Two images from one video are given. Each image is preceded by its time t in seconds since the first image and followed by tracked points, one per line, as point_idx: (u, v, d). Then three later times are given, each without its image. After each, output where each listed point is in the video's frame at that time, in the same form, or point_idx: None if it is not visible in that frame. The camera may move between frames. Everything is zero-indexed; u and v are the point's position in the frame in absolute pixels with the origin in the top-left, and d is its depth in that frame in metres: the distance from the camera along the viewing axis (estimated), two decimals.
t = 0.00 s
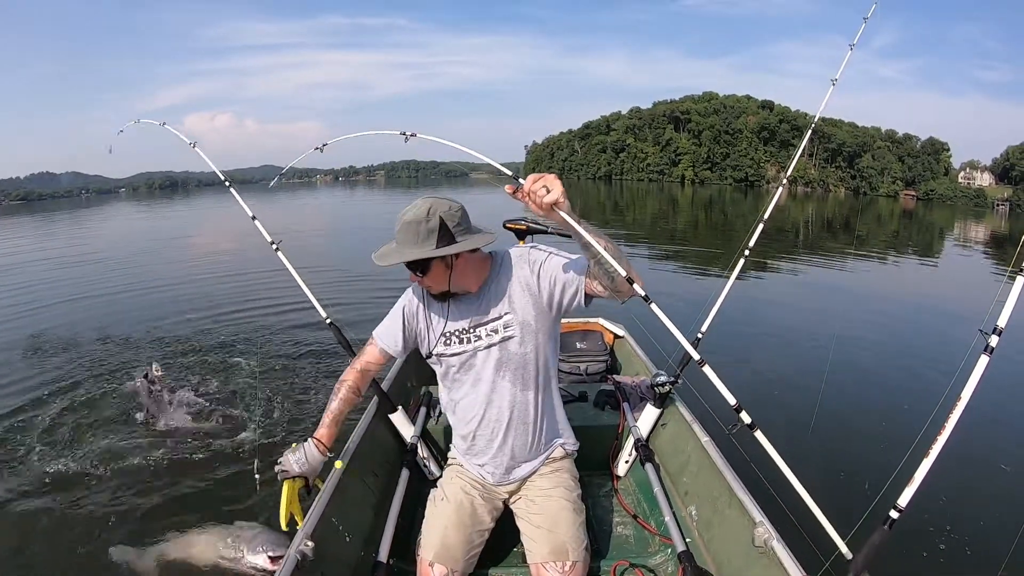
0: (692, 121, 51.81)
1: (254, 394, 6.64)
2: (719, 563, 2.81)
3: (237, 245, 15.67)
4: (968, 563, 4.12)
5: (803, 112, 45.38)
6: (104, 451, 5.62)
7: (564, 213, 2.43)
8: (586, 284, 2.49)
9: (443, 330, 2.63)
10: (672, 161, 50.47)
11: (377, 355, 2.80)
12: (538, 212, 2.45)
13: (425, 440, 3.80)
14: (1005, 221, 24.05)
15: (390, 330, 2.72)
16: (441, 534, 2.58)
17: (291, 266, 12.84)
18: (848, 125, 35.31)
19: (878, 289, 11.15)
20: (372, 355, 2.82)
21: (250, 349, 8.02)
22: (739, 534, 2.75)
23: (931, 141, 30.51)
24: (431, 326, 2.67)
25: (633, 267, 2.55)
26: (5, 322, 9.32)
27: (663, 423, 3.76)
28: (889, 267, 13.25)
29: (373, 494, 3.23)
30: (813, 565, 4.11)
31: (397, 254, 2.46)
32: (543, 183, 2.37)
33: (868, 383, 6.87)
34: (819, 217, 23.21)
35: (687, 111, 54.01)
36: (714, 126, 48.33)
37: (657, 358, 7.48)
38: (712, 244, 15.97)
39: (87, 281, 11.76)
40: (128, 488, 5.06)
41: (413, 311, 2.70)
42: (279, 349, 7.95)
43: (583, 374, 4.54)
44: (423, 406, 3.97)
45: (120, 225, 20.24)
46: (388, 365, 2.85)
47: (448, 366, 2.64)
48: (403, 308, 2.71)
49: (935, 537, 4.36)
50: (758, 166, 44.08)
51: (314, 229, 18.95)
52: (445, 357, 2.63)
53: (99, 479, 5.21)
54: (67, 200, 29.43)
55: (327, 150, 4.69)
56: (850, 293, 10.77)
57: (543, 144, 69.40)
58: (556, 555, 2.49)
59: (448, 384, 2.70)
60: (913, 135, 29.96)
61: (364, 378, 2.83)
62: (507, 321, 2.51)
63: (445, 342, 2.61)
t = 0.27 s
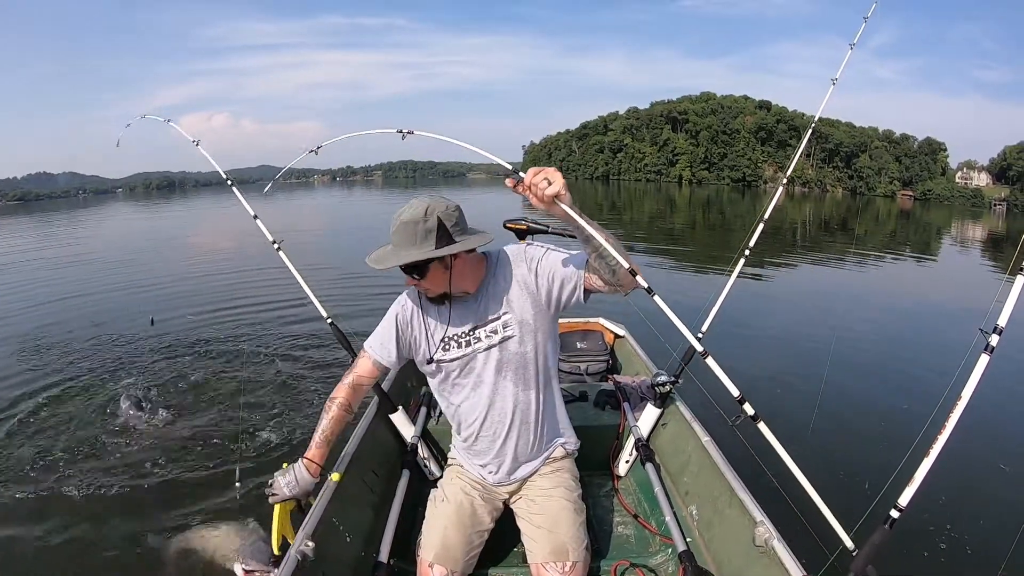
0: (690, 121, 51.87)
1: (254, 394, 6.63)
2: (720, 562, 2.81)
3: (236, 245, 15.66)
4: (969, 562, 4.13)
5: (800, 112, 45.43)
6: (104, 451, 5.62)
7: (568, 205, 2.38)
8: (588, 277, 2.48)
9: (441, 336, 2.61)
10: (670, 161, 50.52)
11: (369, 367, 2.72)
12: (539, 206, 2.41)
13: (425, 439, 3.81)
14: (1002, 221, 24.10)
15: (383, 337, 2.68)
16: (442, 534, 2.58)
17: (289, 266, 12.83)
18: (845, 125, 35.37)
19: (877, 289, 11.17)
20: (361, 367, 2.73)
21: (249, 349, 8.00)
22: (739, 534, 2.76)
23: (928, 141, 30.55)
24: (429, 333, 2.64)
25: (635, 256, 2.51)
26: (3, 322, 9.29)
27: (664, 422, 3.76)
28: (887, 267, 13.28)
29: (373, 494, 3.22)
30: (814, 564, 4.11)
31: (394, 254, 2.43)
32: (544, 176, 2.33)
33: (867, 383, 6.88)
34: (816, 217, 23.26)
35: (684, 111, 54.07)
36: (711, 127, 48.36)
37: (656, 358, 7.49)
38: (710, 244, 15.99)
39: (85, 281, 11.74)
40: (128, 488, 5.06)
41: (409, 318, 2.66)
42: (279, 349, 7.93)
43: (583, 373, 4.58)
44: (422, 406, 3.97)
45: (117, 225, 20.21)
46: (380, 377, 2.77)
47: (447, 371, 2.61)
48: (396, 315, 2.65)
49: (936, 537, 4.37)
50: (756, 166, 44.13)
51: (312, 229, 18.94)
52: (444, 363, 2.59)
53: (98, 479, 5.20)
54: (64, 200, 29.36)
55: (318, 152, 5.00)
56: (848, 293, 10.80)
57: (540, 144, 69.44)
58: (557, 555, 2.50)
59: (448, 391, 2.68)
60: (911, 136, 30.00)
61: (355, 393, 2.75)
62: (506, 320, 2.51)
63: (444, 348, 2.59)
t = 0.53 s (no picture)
0: (687, 122, 51.99)
1: (254, 394, 6.63)
2: (722, 561, 2.82)
3: (235, 245, 15.68)
4: (969, 562, 4.15)
5: (797, 114, 45.54)
6: (104, 451, 5.61)
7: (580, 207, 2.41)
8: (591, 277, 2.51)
9: (441, 343, 2.55)
10: (667, 161, 50.65)
11: (357, 370, 2.65)
12: (554, 203, 2.45)
13: (427, 439, 3.81)
14: (999, 223, 24.16)
15: (372, 341, 2.60)
16: (446, 534, 2.58)
17: (288, 266, 12.84)
18: (843, 126, 35.42)
19: (875, 290, 11.21)
20: (349, 372, 2.66)
21: (248, 348, 8.00)
22: (742, 534, 2.76)
23: (925, 143, 30.61)
24: (428, 340, 2.58)
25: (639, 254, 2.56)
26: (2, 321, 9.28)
27: (666, 421, 3.76)
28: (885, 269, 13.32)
29: (375, 494, 3.23)
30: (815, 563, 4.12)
31: (408, 279, 2.34)
32: (559, 172, 2.38)
33: (866, 383, 6.90)
34: (814, 218, 23.32)
35: (682, 112, 54.16)
36: (709, 128, 48.44)
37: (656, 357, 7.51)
38: (708, 245, 16.05)
39: (83, 280, 11.73)
40: (129, 488, 5.05)
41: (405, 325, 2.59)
42: (278, 348, 7.93)
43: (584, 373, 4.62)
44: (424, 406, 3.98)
45: (115, 224, 20.21)
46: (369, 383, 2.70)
47: (449, 377, 2.57)
48: (392, 320, 2.58)
49: (936, 537, 4.38)
50: (753, 167, 44.21)
51: (311, 228, 18.97)
52: (446, 369, 2.54)
53: (100, 478, 5.20)
54: (62, 200, 29.36)
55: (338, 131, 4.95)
56: (846, 294, 10.83)
57: (537, 145, 69.82)
58: (560, 556, 2.51)
59: (449, 396, 2.64)
60: (908, 137, 30.11)
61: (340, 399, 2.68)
62: (507, 324, 2.49)
63: (445, 354, 2.54)
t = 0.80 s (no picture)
0: (685, 122, 52.05)
1: (251, 394, 6.61)
2: (719, 562, 2.82)
3: (232, 244, 15.67)
4: (966, 563, 4.16)
5: (795, 115, 45.60)
6: (102, 451, 5.59)
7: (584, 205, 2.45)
8: (590, 274, 2.58)
9: (437, 348, 2.51)
10: (665, 162, 50.72)
11: (342, 372, 2.52)
12: (556, 201, 2.47)
13: (425, 439, 3.82)
14: (995, 224, 24.23)
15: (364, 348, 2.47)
16: (442, 534, 2.58)
17: (285, 266, 12.82)
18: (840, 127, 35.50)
19: (872, 291, 11.23)
20: (336, 370, 2.53)
21: (246, 348, 7.97)
22: (739, 536, 2.76)
23: (922, 144, 30.68)
24: (423, 345, 2.51)
25: (640, 250, 2.61)
26: None
27: (664, 422, 3.77)
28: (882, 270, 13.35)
29: (373, 493, 3.23)
30: (813, 564, 4.12)
31: (412, 288, 2.28)
32: (564, 170, 2.39)
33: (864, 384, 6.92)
34: (811, 219, 23.36)
35: (679, 112, 54.24)
36: (706, 129, 48.48)
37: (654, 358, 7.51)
38: (706, 245, 16.08)
39: (81, 280, 11.70)
40: (126, 490, 5.04)
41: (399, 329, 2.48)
42: (276, 349, 7.91)
43: (582, 373, 4.62)
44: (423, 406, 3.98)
45: (113, 224, 20.17)
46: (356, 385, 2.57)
47: (445, 383, 2.53)
48: (387, 327, 2.47)
49: (933, 539, 4.39)
50: (750, 168, 44.29)
51: (308, 228, 18.95)
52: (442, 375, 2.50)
53: (97, 479, 5.19)
54: (58, 199, 29.30)
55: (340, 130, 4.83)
56: (844, 295, 10.85)
57: (535, 145, 69.83)
58: (556, 556, 2.51)
59: (442, 401, 2.60)
60: (905, 138, 30.19)
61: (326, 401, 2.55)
62: (506, 327, 2.49)
63: (441, 359, 2.49)
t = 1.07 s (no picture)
0: (682, 123, 52.12)
1: (249, 394, 6.59)
2: (718, 561, 2.83)
3: (230, 244, 15.65)
4: (964, 563, 4.17)
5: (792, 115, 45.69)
6: (99, 451, 5.56)
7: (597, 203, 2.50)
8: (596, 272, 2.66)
9: (439, 348, 2.50)
10: (663, 162, 50.79)
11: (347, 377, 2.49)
12: (566, 199, 2.50)
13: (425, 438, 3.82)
14: (992, 224, 24.29)
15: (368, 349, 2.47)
16: (439, 534, 2.57)
17: (283, 265, 12.81)
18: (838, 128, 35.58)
19: (870, 291, 11.24)
20: (341, 375, 2.50)
21: (244, 348, 7.95)
22: (738, 536, 2.76)
23: (919, 145, 30.74)
24: (425, 344, 2.51)
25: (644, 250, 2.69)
26: None
27: (663, 422, 3.77)
28: (880, 270, 13.38)
29: (372, 492, 3.22)
30: (812, 564, 4.12)
31: (417, 285, 2.27)
32: (576, 169, 2.43)
33: (863, 384, 6.94)
34: (809, 220, 23.41)
35: (677, 113, 54.33)
36: (704, 129, 48.53)
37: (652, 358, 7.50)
38: (704, 246, 16.11)
39: (77, 280, 11.66)
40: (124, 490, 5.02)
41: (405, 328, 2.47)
42: (273, 349, 7.89)
43: (581, 373, 4.62)
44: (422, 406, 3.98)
45: (110, 223, 20.14)
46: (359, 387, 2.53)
47: (446, 383, 2.52)
48: (389, 325, 2.45)
49: (930, 538, 4.40)
50: (748, 168, 44.38)
51: (307, 228, 18.94)
52: (443, 375, 2.50)
53: (94, 480, 5.16)
54: (56, 199, 29.24)
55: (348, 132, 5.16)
56: (842, 295, 10.87)
57: (533, 146, 69.87)
58: (554, 556, 2.51)
59: (443, 402, 2.59)
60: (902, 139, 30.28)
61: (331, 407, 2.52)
62: (508, 328, 2.50)
63: (442, 359, 2.49)
